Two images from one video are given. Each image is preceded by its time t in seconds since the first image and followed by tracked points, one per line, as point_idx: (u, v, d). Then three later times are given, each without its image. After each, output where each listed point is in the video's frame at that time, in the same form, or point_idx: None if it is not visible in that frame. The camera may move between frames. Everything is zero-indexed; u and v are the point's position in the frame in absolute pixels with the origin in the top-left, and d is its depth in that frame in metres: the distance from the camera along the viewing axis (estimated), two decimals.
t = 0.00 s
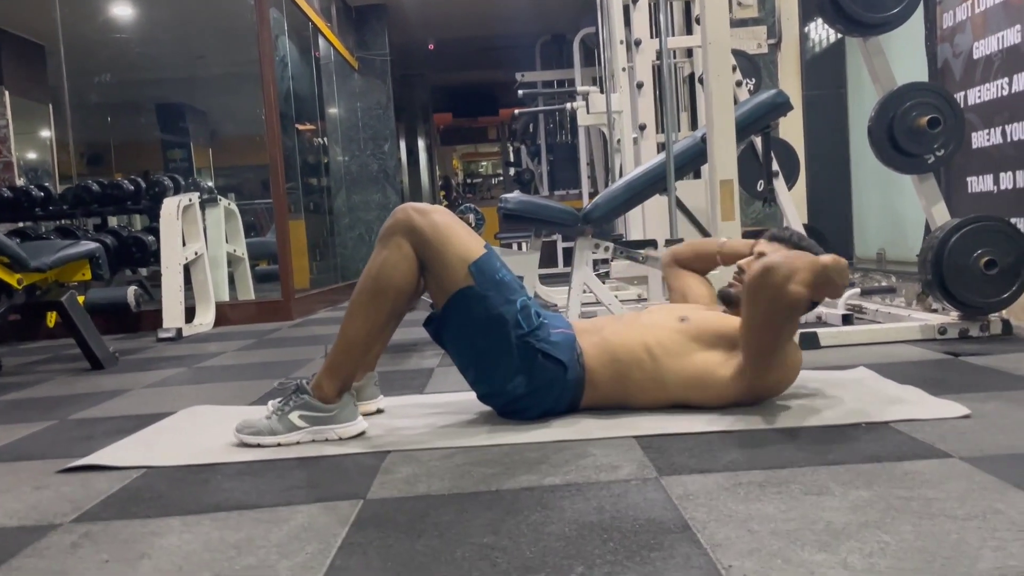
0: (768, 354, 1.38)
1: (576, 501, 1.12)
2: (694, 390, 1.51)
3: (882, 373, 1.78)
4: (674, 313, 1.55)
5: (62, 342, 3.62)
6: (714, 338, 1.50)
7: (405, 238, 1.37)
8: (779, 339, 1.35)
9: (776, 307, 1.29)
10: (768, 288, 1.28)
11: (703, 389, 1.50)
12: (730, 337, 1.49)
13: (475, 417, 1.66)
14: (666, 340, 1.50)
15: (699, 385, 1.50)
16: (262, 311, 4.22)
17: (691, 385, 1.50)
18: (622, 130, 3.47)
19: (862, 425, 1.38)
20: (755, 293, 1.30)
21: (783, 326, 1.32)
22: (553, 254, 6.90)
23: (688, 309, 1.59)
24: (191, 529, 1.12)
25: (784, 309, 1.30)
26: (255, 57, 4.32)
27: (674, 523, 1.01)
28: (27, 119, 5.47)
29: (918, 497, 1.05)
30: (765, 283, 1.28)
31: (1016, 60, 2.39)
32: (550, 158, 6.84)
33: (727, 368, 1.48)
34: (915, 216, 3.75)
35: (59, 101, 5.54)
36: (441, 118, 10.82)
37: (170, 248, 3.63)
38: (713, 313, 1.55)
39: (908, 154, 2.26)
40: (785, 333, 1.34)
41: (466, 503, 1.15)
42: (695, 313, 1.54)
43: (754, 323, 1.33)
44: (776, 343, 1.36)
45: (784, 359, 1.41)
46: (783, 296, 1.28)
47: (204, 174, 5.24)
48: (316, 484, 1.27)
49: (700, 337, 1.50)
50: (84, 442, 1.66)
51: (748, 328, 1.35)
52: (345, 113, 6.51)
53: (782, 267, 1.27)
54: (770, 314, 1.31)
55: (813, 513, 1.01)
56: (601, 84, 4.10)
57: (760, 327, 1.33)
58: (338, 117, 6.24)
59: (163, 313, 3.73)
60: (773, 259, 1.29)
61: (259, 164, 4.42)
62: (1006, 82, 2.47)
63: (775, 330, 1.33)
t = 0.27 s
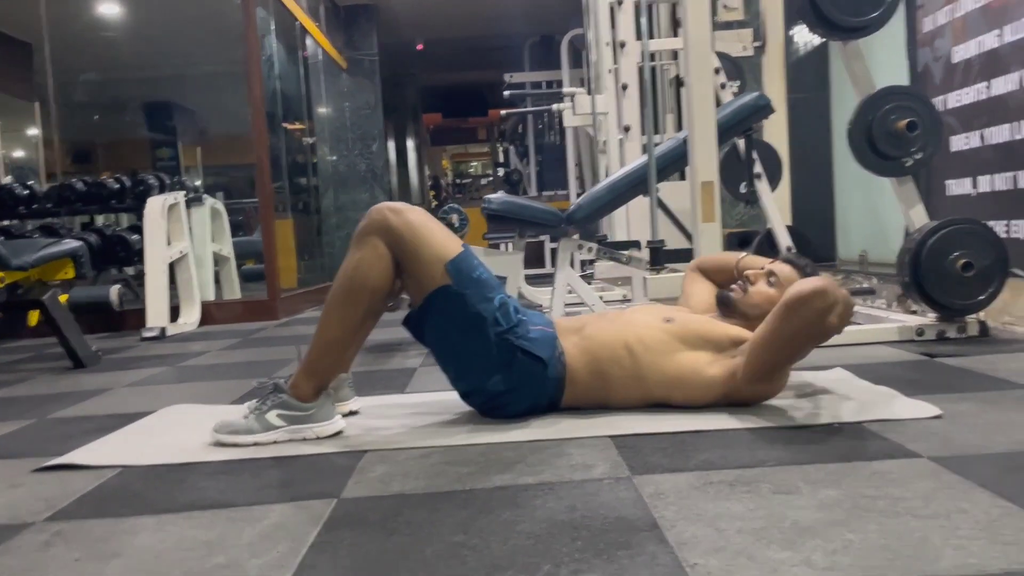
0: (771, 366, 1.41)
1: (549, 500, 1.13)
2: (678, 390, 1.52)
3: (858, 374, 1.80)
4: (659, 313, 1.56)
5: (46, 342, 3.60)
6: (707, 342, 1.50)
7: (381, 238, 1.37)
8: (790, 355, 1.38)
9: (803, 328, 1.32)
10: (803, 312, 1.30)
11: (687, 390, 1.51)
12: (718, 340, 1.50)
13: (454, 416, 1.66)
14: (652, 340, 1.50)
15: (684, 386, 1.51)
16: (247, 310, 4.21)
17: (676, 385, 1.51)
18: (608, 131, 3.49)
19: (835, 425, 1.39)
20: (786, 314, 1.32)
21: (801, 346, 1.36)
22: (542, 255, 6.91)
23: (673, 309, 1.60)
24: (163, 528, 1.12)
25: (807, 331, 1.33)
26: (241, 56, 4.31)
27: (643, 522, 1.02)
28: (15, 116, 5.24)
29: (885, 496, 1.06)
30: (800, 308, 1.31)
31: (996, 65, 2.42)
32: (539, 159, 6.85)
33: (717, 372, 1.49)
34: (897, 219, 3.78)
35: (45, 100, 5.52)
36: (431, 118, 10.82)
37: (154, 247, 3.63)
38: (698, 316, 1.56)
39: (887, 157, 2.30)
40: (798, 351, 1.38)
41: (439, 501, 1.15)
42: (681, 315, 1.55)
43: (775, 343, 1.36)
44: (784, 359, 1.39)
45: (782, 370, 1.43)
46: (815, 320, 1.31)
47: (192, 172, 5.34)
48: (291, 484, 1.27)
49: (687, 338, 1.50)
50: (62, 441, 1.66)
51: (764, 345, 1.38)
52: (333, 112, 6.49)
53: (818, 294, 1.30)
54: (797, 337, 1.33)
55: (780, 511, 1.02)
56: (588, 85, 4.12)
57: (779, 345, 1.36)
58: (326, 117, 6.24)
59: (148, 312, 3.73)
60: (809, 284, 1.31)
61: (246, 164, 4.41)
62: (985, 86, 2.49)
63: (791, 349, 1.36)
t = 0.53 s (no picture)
0: (714, 324, 1.36)
1: (525, 497, 1.13)
2: (650, 379, 1.51)
3: (839, 374, 1.81)
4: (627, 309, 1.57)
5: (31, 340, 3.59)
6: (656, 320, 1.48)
7: (366, 236, 1.37)
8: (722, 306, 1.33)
9: (712, 276, 1.29)
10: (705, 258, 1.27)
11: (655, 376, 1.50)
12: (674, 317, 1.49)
13: (436, 415, 1.66)
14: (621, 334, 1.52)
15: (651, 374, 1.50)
16: (234, 309, 4.20)
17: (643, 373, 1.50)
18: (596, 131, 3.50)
19: (813, 424, 1.40)
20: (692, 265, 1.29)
21: (728, 294, 1.32)
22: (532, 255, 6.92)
23: (648, 304, 1.61)
24: (138, 525, 1.11)
25: (711, 277, 1.28)
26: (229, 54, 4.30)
27: (617, 519, 1.02)
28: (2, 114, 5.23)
29: (859, 493, 1.06)
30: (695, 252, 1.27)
31: (978, 67, 2.45)
32: (529, 159, 6.86)
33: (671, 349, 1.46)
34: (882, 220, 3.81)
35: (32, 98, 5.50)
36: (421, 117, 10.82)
37: (140, 246, 3.61)
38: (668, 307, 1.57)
39: (870, 157, 2.33)
40: (731, 299, 1.33)
41: (415, 499, 1.15)
42: (652, 310, 1.57)
43: (701, 295, 1.33)
44: (722, 311, 1.34)
45: (727, 331, 1.38)
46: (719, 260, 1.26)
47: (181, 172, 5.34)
48: (268, 482, 1.27)
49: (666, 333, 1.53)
50: (41, 439, 1.65)
51: (693, 306, 1.35)
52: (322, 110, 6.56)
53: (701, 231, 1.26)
54: (712, 285, 1.29)
55: (753, 508, 1.02)
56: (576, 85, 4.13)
57: (709, 302, 1.33)
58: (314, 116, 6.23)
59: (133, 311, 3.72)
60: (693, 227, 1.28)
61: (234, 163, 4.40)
62: (969, 87, 2.52)
63: (720, 301, 1.33)
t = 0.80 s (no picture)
0: (568, 256, 1.34)
1: (511, 490, 1.12)
2: (598, 323, 1.43)
3: (829, 370, 1.81)
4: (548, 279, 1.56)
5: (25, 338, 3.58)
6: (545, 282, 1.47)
7: (351, 228, 1.36)
8: (545, 248, 1.33)
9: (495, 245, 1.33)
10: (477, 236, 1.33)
11: (599, 319, 1.42)
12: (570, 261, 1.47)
13: (426, 409, 1.66)
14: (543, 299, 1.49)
15: (591, 320, 1.42)
16: (229, 307, 4.20)
17: (582, 323, 1.43)
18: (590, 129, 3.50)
19: (802, 418, 1.40)
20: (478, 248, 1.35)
21: (536, 243, 1.33)
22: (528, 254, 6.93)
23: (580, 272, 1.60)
24: (122, 517, 1.10)
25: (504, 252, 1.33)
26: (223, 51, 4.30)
27: (602, 511, 1.02)
28: None
29: (844, 485, 1.06)
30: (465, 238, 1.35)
31: (971, 64, 2.45)
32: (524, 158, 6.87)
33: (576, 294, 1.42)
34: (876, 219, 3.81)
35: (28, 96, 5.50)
36: (418, 117, 10.83)
37: (135, 243, 3.61)
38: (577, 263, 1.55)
39: (862, 154, 2.35)
40: (548, 240, 1.33)
41: (401, 491, 1.15)
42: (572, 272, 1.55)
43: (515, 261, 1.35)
44: (556, 250, 1.33)
45: (599, 255, 1.35)
46: (488, 229, 1.32)
47: (177, 170, 5.33)
48: (254, 475, 1.27)
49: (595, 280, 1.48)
50: (29, 434, 1.65)
51: (532, 268, 1.37)
52: (318, 109, 6.60)
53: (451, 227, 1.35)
54: (506, 250, 1.33)
55: (739, 500, 1.02)
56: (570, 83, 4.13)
57: (532, 261, 1.34)
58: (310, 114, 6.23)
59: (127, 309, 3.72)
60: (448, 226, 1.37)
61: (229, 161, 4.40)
62: (961, 84, 2.52)
63: (536, 250, 1.33)
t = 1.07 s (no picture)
0: (511, 243, 1.33)
1: (511, 491, 1.12)
2: (563, 304, 1.43)
3: (828, 372, 1.81)
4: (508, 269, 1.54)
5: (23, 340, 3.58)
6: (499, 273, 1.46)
7: (345, 228, 1.36)
8: (486, 243, 1.32)
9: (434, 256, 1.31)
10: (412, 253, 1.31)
11: (564, 295, 1.42)
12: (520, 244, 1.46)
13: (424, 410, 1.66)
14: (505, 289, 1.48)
15: (554, 299, 1.42)
16: (228, 308, 4.20)
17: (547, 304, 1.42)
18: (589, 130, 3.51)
19: (802, 419, 1.41)
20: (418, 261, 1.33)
21: (476, 241, 1.31)
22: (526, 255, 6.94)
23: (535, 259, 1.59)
24: (121, 519, 1.10)
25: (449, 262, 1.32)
26: (223, 53, 4.29)
27: (603, 513, 1.02)
28: None
29: (844, 487, 1.06)
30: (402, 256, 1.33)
31: (969, 65, 2.46)
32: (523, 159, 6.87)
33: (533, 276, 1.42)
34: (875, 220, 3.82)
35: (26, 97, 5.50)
36: (416, 118, 10.84)
37: (134, 245, 3.60)
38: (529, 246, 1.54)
39: (861, 155, 2.35)
40: (486, 237, 1.32)
41: (400, 493, 1.14)
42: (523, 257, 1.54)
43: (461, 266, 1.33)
44: (497, 241, 1.32)
45: (544, 236, 1.35)
46: (423, 240, 1.30)
47: (175, 171, 5.33)
48: (253, 476, 1.26)
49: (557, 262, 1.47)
50: (27, 435, 1.64)
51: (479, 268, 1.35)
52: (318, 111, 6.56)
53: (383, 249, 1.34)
54: (447, 257, 1.30)
55: (740, 502, 1.02)
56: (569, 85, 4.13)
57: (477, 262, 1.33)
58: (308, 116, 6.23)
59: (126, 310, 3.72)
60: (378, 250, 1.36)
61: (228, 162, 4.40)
62: (960, 86, 2.52)
63: (478, 248, 1.31)
